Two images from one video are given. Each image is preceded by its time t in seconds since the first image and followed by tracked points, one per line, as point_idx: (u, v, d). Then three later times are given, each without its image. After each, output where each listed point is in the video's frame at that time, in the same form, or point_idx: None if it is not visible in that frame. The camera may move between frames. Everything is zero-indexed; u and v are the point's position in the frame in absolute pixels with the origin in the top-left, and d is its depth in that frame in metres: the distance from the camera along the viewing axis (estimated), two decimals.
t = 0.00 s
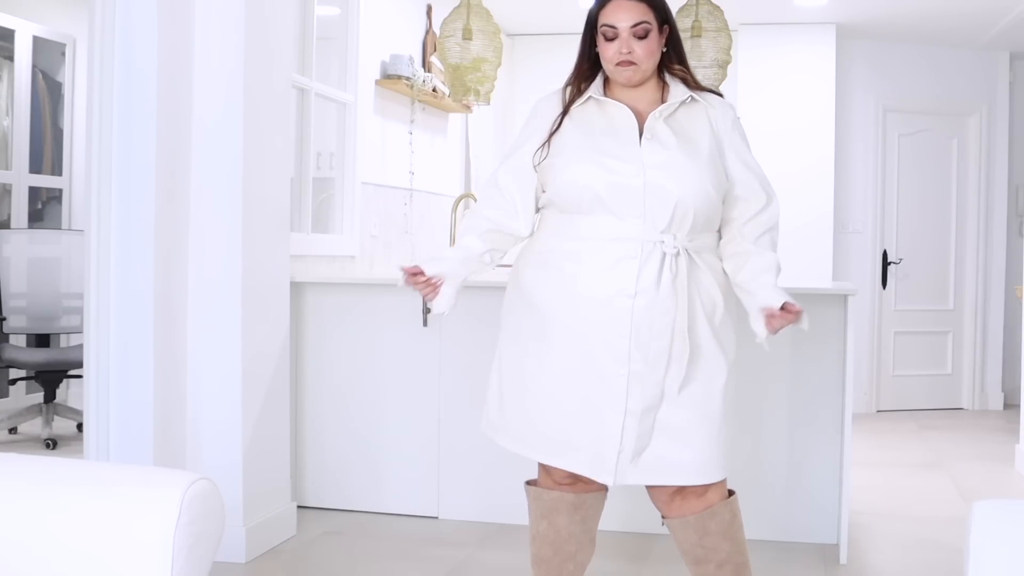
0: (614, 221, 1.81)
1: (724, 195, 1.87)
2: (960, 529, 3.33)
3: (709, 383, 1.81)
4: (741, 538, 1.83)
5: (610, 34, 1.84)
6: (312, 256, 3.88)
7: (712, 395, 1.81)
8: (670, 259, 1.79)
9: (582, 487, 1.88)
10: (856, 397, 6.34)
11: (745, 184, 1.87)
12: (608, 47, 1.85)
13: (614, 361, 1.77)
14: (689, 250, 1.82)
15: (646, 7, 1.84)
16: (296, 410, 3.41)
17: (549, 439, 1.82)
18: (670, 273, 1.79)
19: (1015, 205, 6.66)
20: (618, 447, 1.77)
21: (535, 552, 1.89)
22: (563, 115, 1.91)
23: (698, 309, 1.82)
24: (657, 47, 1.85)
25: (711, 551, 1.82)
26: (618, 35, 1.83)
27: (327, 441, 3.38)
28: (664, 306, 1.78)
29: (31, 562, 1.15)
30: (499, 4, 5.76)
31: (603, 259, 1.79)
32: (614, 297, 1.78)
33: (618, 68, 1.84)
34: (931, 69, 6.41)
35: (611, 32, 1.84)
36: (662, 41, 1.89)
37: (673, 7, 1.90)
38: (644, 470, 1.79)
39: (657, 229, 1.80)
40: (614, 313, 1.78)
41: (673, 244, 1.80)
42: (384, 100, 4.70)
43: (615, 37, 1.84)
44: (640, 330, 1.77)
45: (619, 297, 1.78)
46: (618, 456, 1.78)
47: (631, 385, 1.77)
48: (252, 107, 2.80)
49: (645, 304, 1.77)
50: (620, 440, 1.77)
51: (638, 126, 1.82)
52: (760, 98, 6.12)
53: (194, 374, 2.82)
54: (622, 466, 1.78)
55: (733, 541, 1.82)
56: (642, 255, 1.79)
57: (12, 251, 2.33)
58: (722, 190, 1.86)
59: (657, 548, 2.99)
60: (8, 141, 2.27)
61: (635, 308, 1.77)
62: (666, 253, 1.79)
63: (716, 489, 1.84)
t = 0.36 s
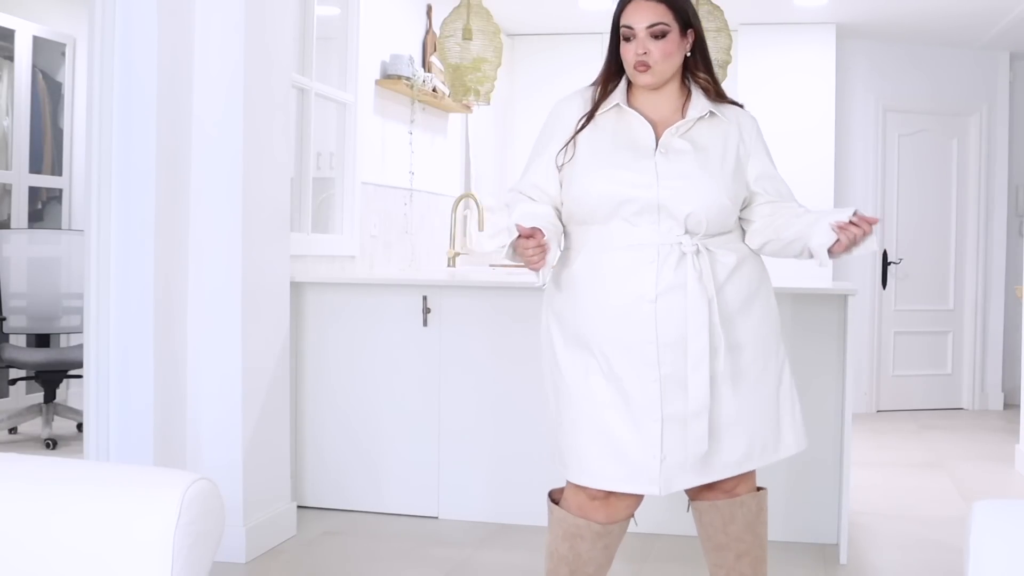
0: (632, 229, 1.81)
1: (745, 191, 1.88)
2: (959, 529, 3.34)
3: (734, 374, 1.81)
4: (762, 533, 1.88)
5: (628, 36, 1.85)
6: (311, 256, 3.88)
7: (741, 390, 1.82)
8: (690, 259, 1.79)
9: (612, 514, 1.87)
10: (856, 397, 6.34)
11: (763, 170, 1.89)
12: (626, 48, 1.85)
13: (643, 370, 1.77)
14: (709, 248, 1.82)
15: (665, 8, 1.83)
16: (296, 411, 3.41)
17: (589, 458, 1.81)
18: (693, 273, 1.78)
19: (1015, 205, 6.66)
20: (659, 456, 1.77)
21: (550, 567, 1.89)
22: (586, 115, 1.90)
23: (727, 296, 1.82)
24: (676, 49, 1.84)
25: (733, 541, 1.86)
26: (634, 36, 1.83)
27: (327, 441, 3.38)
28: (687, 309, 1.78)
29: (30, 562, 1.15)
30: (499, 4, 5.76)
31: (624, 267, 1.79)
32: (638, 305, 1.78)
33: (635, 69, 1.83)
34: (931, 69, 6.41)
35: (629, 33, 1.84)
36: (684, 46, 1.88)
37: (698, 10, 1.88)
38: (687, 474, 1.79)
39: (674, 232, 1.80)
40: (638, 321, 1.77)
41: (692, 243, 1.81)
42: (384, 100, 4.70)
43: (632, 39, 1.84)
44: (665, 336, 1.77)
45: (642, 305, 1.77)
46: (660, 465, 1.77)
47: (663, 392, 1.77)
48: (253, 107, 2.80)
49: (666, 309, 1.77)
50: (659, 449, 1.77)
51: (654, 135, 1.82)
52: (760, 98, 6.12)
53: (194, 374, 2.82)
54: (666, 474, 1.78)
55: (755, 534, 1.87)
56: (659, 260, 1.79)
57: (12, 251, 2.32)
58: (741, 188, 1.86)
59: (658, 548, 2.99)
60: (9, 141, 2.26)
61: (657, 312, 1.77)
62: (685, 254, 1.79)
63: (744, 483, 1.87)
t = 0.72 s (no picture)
0: (638, 233, 1.81)
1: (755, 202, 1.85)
2: (959, 529, 3.33)
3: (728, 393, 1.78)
4: (751, 552, 1.80)
5: (627, 34, 1.87)
6: (311, 256, 3.88)
7: (730, 411, 1.78)
8: (690, 272, 1.78)
9: (591, 488, 1.88)
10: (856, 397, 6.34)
11: (778, 179, 1.83)
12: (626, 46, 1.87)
13: (628, 367, 1.78)
14: (711, 264, 1.80)
15: (661, 5, 1.84)
16: (296, 410, 3.41)
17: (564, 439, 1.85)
18: (691, 287, 1.77)
19: (1015, 205, 6.66)
20: (629, 451, 1.79)
21: (540, 551, 1.89)
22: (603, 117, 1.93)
23: (724, 320, 1.79)
24: (674, 45, 1.83)
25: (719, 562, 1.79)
26: (632, 34, 1.85)
27: (326, 441, 3.38)
28: (681, 320, 1.76)
29: (31, 561, 1.15)
30: (498, 4, 5.76)
31: (622, 271, 1.80)
32: (628, 306, 1.78)
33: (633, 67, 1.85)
34: (931, 70, 6.41)
35: (628, 31, 1.86)
36: (686, 42, 1.87)
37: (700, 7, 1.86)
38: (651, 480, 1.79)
39: (678, 242, 1.79)
40: (628, 321, 1.78)
41: (695, 258, 1.79)
42: (384, 100, 4.70)
43: (631, 37, 1.86)
44: (655, 340, 1.77)
45: (634, 308, 1.78)
46: (627, 461, 1.79)
47: (646, 391, 1.78)
48: (252, 108, 2.80)
49: (659, 315, 1.77)
50: (630, 444, 1.79)
51: (667, 131, 1.83)
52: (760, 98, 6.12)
53: (194, 374, 2.82)
54: (629, 473, 1.79)
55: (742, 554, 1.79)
56: (660, 267, 1.78)
57: (12, 251, 2.32)
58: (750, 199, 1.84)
59: (657, 548, 2.99)
60: (9, 141, 2.26)
61: (647, 319, 1.77)
62: (687, 266, 1.78)
63: (726, 500, 1.81)
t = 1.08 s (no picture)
0: (613, 229, 1.81)
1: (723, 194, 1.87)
2: (959, 530, 3.33)
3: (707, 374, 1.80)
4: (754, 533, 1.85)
5: (612, 18, 1.87)
6: (311, 256, 3.88)
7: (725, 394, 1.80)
8: (673, 261, 1.79)
9: (594, 500, 1.87)
10: (856, 397, 6.34)
11: (744, 174, 1.87)
12: (609, 30, 1.87)
13: (624, 367, 1.77)
14: (690, 251, 1.82)
15: None
16: (296, 410, 3.41)
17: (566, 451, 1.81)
18: (675, 276, 1.78)
19: (1015, 205, 6.66)
20: (636, 454, 1.77)
21: (542, 563, 1.89)
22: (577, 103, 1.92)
23: (708, 305, 1.81)
24: (658, 33, 1.85)
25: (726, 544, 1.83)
26: (617, 17, 1.86)
27: (326, 441, 3.38)
28: (669, 311, 1.77)
29: (31, 561, 1.15)
30: (499, 4, 5.76)
31: (608, 266, 1.80)
32: (620, 304, 1.78)
33: (615, 50, 1.85)
34: (931, 70, 6.41)
35: (613, 16, 1.87)
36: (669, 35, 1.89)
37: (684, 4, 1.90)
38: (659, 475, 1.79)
39: (656, 233, 1.80)
40: (620, 319, 1.77)
41: (673, 247, 1.80)
42: (384, 100, 4.70)
43: (616, 20, 1.87)
44: (648, 336, 1.77)
45: (623, 304, 1.77)
46: (637, 464, 1.77)
47: (644, 391, 1.77)
48: (252, 108, 2.80)
49: (648, 310, 1.77)
50: (637, 448, 1.77)
51: (640, 121, 1.84)
52: (760, 98, 6.12)
53: (194, 374, 2.82)
54: (639, 474, 1.78)
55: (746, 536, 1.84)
56: (644, 260, 1.79)
57: (12, 252, 2.32)
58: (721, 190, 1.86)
59: (657, 548, 2.99)
60: (8, 141, 2.26)
61: (641, 314, 1.77)
62: (668, 256, 1.79)
63: (731, 483, 1.85)
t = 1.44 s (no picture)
0: (611, 226, 1.81)
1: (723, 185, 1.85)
2: (960, 530, 3.33)
3: (707, 371, 1.78)
4: (747, 539, 1.84)
5: (605, 13, 1.89)
6: (311, 256, 3.88)
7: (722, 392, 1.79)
8: (670, 260, 1.78)
9: (589, 489, 1.88)
10: (856, 397, 6.34)
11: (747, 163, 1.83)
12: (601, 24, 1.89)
13: (619, 365, 1.77)
14: (689, 250, 1.82)
15: None
16: (296, 410, 3.41)
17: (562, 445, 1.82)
18: (672, 275, 1.78)
19: (1015, 205, 6.66)
20: (630, 450, 1.77)
21: (538, 554, 1.89)
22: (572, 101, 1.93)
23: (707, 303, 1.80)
24: (650, 26, 1.85)
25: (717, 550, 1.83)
26: (609, 12, 1.87)
27: (326, 441, 3.38)
28: (665, 310, 1.76)
29: (31, 561, 1.15)
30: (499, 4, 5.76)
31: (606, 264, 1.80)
32: (616, 303, 1.78)
33: (608, 43, 1.86)
34: (931, 70, 6.41)
35: (605, 11, 1.88)
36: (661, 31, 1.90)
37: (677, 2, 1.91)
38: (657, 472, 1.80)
39: (656, 231, 1.80)
40: (616, 316, 1.77)
41: (671, 245, 1.80)
42: (384, 100, 4.70)
43: (608, 15, 1.88)
44: (644, 334, 1.76)
45: (620, 302, 1.77)
46: (632, 459, 1.78)
47: (639, 389, 1.76)
48: (252, 107, 2.80)
49: (645, 308, 1.77)
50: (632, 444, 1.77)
51: (633, 112, 1.84)
52: (760, 98, 6.12)
53: (194, 374, 2.82)
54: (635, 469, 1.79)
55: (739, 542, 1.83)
56: (640, 259, 1.79)
57: (12, 252, 2.31)
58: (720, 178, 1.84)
59: (657, 548, 2.99)
60: (8, 141, 2.25)
61: (637, 313, 1.77)
62: (666, 255, 1.79)
63: (724, 488, 1.83)
